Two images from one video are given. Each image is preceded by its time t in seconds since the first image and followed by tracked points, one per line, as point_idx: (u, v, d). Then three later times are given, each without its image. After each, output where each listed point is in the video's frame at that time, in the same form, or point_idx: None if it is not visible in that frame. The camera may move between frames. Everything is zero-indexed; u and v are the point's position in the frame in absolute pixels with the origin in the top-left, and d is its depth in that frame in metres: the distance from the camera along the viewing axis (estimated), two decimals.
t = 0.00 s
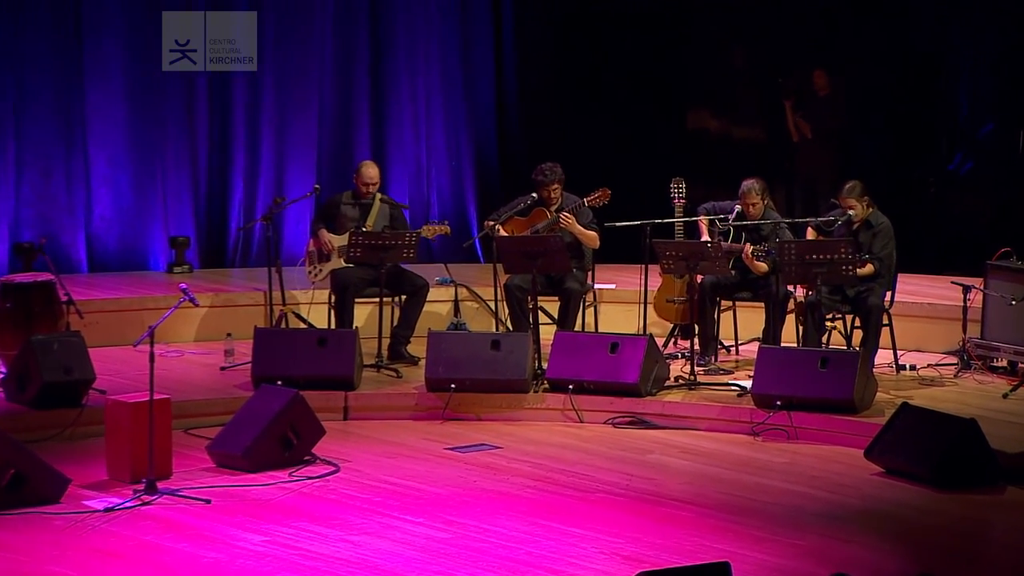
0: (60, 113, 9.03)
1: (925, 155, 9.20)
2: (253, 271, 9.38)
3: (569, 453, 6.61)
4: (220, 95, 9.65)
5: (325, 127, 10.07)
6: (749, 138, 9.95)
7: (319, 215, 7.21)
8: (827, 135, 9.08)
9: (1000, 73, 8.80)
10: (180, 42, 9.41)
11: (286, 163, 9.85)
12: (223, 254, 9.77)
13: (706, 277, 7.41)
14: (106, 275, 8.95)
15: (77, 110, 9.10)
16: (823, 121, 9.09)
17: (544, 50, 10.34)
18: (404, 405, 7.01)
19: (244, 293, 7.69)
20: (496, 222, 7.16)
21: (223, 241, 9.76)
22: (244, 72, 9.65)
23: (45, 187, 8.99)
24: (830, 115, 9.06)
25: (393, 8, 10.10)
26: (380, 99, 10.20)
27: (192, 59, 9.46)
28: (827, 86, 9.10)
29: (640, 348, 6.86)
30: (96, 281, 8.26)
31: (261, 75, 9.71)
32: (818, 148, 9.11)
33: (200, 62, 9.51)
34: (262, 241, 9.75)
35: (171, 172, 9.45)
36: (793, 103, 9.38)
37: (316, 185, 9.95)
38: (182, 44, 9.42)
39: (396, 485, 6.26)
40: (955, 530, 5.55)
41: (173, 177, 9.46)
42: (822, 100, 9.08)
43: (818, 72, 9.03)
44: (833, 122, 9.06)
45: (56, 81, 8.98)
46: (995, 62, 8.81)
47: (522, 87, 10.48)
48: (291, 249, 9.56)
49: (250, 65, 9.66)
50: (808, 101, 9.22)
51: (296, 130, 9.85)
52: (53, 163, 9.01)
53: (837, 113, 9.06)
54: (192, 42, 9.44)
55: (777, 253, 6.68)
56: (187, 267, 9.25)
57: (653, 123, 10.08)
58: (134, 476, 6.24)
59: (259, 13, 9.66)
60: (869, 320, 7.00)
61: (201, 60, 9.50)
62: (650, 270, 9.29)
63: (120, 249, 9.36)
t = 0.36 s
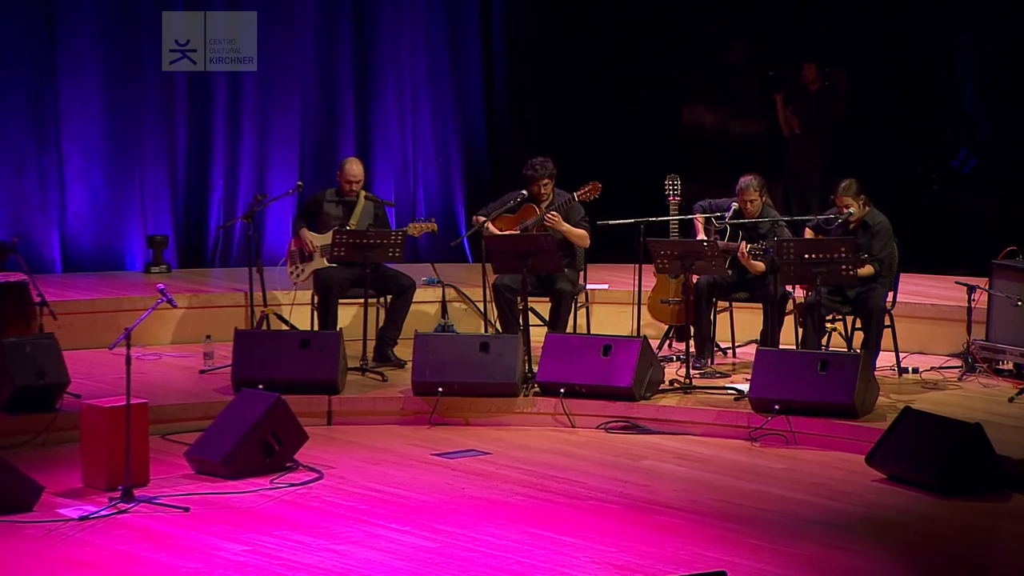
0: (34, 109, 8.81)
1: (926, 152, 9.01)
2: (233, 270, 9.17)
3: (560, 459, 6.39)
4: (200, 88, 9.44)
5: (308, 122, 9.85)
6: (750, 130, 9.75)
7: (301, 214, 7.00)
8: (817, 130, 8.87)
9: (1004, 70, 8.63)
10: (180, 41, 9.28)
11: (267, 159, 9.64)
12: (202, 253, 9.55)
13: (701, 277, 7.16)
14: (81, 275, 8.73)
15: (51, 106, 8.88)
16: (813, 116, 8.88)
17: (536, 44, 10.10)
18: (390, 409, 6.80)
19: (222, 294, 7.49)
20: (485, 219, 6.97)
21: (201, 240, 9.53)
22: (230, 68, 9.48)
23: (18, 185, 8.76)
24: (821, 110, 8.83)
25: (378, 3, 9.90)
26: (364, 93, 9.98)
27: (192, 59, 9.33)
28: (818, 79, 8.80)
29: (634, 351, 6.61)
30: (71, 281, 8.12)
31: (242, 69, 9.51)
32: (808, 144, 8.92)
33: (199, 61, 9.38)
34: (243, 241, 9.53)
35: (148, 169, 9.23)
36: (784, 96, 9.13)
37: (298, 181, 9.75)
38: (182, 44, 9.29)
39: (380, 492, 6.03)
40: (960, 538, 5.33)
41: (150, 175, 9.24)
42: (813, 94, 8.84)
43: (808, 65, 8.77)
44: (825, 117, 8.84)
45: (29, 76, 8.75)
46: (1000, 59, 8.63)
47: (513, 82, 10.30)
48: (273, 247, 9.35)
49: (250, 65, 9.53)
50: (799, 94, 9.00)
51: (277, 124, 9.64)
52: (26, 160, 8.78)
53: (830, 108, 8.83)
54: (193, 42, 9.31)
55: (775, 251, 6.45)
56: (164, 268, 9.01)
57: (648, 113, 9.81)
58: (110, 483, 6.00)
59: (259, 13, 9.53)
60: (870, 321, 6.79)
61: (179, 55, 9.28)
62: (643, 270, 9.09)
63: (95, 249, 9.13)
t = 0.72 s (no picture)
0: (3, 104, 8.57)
1: (925, 147, 8.73)
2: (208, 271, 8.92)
3: (546, 465, 6.17)
4: (172, 83, 9.19)
5: (285, 114, 9.58)
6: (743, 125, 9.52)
7: (279, 212, 6.79)
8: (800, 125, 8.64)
9: (1003, 62, 8.39)
10: (180, 41, 9.13)
11: (244, 155, 9.40)
12: (175, 253, 9.30)
13: (692, 277, 6.94)
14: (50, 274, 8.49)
15: (19, 100, 8.63)
16: (798, 111, 8.64)
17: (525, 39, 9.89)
18: (370, 413, 6.55)
19: (196, 294, 7.30)
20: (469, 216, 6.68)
21: (175, 239, 9.29)
22: (208, 60, 9.25)
23: None
24: (806, 105, 8.61)
25: None
26: (344, 88, 9.75)
27: (192, 59, 9.18)
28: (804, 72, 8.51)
29: (623, 353, 6.41)
30: (39, 281, 7.93)
31: (215, 61, 9.27)
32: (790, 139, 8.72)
33: (200, 62, 9.23)
34: (217, 239, 9.29)
35: (119, 166, 9.00)
36: (773, 89, 8.93)
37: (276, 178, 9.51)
38: (182, 44, 9.14)
39: (360, 499, 5.81)
40: (962, 547, 5.12)
41: (121, 171, 9.01)
42: (800, 88, 8.58)
43: (795, 59, 8.49)
44: (809, 113, 8.60)
45: None
46: (997, 51, 8.37)
47: (501, 74, 10.06)
48: (249, 247, 9.12)
49: (251, 65, 9.36)
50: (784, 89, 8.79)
51: (254, 119, 9.40)
52: None
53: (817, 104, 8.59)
54: (193, 42, 9.16)
55: (768, 250, 6.25)
56: (136, 267, 8.77)
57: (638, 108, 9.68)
58: (80, 490, 5.75)
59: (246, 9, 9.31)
60: (867, 322, 6.58)
61: (152, 49, 9.04)
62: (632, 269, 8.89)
63: (64, 248, 8.90)
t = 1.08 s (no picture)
0: None
1: (926, 142, 8.54)
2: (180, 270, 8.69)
3: (531, 471, 5.96)
4: (144, 78, 8.97)
5: (260, 110, 9.35)
6: (732, 122, 9.27)
7: (255, 210, 6.58)
8: (783, 120, 8.65)
9: (1004, 55, 8.14)
10: (180, 41, 9.00)
11: (218, 150, 9.19)
12: (147, 254, 9.06)
13: (681, 277, 6.73)
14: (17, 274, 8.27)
15: None
16: (784, 106, 8.64)
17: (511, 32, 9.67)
18: (349, 418, 6.34)
19: (168, 294, 7.10)
20: (451, 213, 6.51)
21: (147, 239, 9.06)
22: (187, 53, 9.03)
23: None
24: (792, 98, 8.62)
25: None
26: (322, 82, 9.54)
27: (192, 59, 9.05)
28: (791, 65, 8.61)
29: (610, 356, 6.21)
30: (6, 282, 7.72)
31: (187, 49, 9.03)
32: (774, 133, 8.69)
33: (200, 62, 9.10)
34: (191, 239, 9.05)
35: (89, 163, 8.79)
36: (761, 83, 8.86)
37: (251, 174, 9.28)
38: (182, 43, 9.02)
39: (338, 507, 5.59)
40: (962, 556, 4.92)
41: (92, 169, 8.79)
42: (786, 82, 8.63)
43: (779, 53, 8.60)
44: (796, 107, 8.63)
45: None
46: (998, 42, 8.14)
47: (481, 68, 9.80)
48: (223, 246, 8.89)
49: (252, 65, 9.23)
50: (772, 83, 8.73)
51: (229, 113, 9.19)
52: None
53: (804, 98, 8.64)
54: (193, 42, 9.03)
55: (759, 249, 6.04)
56: (107, 267, 8.54)
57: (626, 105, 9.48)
58: (49, 497, 5.52)
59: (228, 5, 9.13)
60: (861, 323, 6.38)
61: (124, 42, 8.83)
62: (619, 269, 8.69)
63: (33, 247, 8.68)
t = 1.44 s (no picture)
0: None
1: (925, 135, 8.33)
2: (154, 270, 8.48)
3: (517, 478, 5.76)
4: (116, 72, 8.77)
5: (236, 104, 9.15)
6: (727, 117, 9.07)
7: (230, 209, 6.40)
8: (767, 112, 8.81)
9: (1004, 50, 7.89)
10: (180, 41, 8.90)
11: (193, 144, 8.99)
12: (120, 253, 8.83)
13: (671, 276, 6.55)
14: None
15: None
16: (771, 97, 8.81)
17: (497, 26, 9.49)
18: (330, 422, 6.15)
19: (142, 295, 6.94)
20: (434, 213, 6.32)
21: (119, 238, 8.83)
22: (165, 45, 8.87)
23: None
24: (777, 89, 8.78)
25: None
26: (301, 77, 9.35)
27: (192, 59, 8.94)
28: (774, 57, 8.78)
29: (598, 358, 6.00)
30: None
31: (162, 36, 8.86)
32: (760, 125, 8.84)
33: (200, 62, 8.98)
34: (165, 237, 8.82)
35: (60, 161, 8.57)
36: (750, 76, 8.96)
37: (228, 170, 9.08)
38: (182, 44, 8.92)
39: (317, 514, 5.38)
40: (965, 564, 4.72)
41: (62, 166, 8.58)
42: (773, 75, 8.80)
43: (762, 47, 8.83)
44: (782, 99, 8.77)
45: None
46: (996, 33, 7.86)
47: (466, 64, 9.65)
48: (199, 245, 8.72)
49: (251, 65, 9.11)
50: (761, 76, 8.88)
51: (205, 108, 9.00)
52: None
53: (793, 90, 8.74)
54: (193, 43, 8.94)
55: (752, 248, 5.87)
56: (78, 267, 8.32)
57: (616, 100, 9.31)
58: (18, 505, 5.27)
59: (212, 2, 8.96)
60: (857, 324, 6.20)
61: (97, 34, 8.64)
62: (607, 268, 8.52)
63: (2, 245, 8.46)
